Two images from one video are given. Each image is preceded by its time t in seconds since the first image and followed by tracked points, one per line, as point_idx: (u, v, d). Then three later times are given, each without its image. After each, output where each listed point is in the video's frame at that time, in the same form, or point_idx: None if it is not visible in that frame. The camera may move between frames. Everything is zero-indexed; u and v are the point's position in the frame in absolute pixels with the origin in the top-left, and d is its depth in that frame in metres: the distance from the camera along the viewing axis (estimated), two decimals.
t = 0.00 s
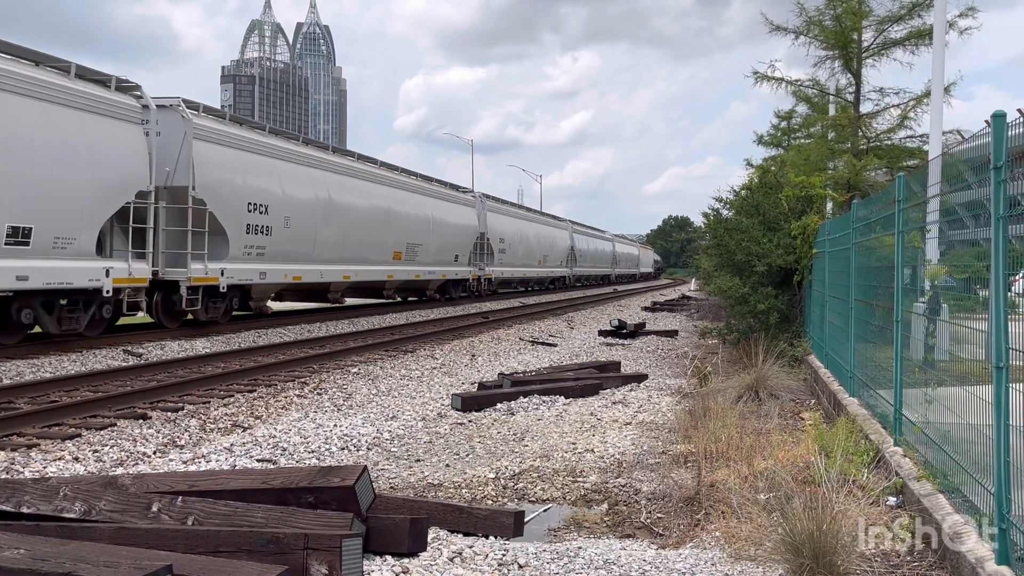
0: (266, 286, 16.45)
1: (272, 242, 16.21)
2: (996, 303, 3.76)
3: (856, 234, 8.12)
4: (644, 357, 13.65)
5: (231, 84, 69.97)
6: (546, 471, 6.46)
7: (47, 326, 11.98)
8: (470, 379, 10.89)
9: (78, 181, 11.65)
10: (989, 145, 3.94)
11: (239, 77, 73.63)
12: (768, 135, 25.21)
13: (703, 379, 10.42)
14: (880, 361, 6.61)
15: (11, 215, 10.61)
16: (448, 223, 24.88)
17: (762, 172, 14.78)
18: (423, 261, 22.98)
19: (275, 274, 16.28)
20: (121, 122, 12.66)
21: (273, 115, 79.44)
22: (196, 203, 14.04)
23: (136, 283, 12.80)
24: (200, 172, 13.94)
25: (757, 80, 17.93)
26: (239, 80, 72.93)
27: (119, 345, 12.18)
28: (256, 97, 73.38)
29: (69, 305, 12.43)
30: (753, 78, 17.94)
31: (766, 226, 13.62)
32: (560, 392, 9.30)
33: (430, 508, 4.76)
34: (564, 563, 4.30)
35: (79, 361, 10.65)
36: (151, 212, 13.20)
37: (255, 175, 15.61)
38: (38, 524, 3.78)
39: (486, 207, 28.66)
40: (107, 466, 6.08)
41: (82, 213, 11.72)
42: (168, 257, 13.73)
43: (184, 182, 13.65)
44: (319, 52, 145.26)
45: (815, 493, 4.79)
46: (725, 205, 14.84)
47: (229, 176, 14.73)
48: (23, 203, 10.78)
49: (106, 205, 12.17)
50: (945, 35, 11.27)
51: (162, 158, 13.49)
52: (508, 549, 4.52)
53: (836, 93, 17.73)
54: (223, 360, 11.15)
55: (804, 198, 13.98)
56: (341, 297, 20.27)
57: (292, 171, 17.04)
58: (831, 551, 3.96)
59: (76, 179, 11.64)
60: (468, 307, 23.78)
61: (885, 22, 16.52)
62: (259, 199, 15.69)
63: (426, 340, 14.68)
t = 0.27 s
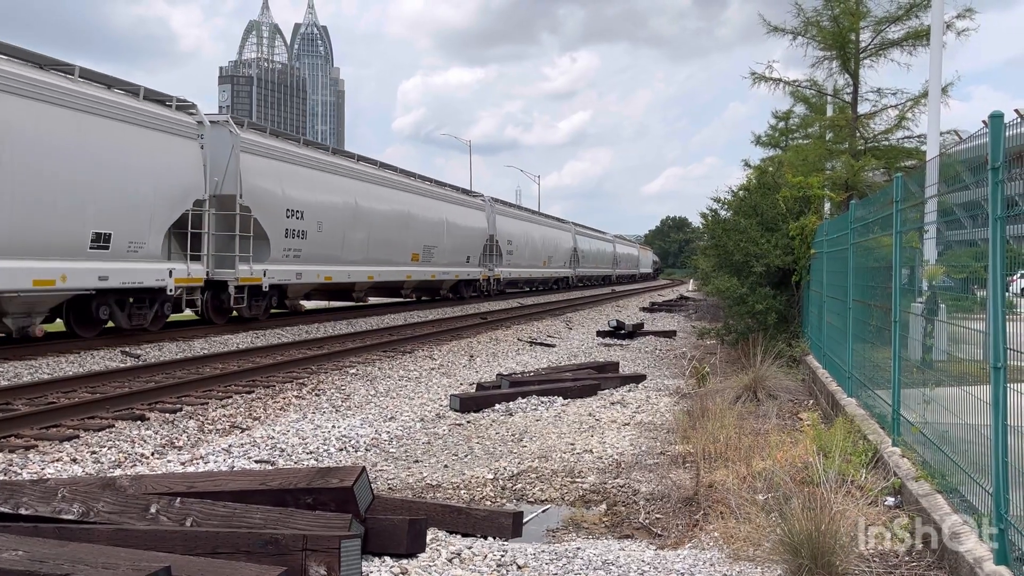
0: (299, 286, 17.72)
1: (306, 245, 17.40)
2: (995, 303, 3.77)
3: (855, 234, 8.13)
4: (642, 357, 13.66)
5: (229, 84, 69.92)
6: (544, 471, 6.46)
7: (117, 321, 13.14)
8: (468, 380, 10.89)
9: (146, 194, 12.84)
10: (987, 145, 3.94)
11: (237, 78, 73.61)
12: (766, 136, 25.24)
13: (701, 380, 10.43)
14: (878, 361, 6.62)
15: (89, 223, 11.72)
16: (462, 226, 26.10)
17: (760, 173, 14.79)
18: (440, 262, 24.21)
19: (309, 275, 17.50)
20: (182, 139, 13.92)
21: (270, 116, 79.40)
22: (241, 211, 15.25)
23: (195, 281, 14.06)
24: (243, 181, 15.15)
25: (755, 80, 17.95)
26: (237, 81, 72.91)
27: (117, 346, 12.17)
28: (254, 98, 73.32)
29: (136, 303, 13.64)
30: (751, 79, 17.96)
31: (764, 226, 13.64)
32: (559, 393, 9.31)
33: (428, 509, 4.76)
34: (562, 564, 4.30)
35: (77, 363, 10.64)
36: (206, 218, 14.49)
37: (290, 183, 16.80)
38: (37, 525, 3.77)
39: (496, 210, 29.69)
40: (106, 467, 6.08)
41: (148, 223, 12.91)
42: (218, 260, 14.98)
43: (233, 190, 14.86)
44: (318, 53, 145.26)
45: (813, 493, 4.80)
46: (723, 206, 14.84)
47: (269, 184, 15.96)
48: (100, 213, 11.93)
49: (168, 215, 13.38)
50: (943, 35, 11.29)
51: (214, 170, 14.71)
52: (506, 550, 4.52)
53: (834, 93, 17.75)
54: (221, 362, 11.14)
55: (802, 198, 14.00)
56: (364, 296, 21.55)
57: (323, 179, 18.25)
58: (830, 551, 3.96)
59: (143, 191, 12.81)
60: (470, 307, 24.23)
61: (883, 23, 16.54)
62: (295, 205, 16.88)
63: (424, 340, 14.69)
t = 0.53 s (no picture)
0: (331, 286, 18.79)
1: (337, 248, 18.41)
2: (992, 303, 3.78)
3: (852, 234, 8.13)
4: (640, 358, 13.66)
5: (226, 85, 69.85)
6: (543, 472, 6.46)
7: (173, 316, 14.21)
8: (467, 380, 10.90)
9: (200, 201, 14.06)
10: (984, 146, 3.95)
11: (235, 78, 73.56)
12: (763, 136, 25.28)
13: (699, 380, 10.44)
14: (876, 362, 6.63)
15: (155, 228, 12.96)
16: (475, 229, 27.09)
17: (758, 173, 14.80)
18: (456, 263, 25.20)
19: (340, 276, 18.53)
20: (229, 151, 15.10)
21: (268, 117, 79.35)
22: (280, 216, 16.32)
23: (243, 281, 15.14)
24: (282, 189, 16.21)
25: (752, 81, 17.97)
26: (234, 82, 72.89)
27: (114, 347, 12.15)
28: (252, 99, 73.26)
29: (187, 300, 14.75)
30: (748, 79, 17.99)
31: (762, 226, 13.64)
32: (557, 393, 9.31)
33: (426, 510, 4.76)
34: (560, 564, 4.31)
35: (75, 364, 10.63)
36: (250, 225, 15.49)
37: (322, 190, 17.82)
38: (34, 526, 3.77)
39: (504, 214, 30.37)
40: (104, 468, 6.07)
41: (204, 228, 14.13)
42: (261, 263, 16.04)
43: (273, 199, 15.94)
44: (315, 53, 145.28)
45: (811, 493, 4.80)
46: (721, 206, 14.84)
47: (305, 192, 16.98)
48: (165, 218, 13.19)
49: (220, 221, 14.59)
50: (940, 35, 11.30)
51: (257, 179, 15.78)
52: (504, 551, 4.52)
53: (831, 94, 17.77)
54: (219, 363, 11.13)
55: (800, 199, 14.02)
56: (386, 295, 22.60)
57: (351, 186, 19.27)
58: (827, 550, 3.96)
59: (198, 198, 14.01)
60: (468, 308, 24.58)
61: (880, 23, 16.56)
62: (328, 210, 17.88)
63: (422, 341, 14.70)
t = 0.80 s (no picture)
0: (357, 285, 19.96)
1: (363, 250, 19.53)
2: (989, 303, 3.78)
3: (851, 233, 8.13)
4: (639, 358, 13.66)
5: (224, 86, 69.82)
6: (542, 472, 6.46)
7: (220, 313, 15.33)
8: (466, 381, 10.89)
9: (249, 208, 15.15)
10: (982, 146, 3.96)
11: (233, 79, 73.56)
12: (762, 136, 25.27)
13: (698, 380, 10.44)
14: (874, 361, 6.63)
15: (210, 233, 14.06)
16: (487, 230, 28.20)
17: (756, 173, 14.80)
18: (469, 263, 26.28)
19: (366, 276, 19.66)
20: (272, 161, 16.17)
21: (266, 117, 79.31)
22: (314, 222, 17.27)
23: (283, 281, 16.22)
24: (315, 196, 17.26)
25: (750, 81, 17.98)
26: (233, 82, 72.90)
27: (112, 348, 12.14)
28: (250, 99, 73.23)
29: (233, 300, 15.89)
30: (746, 79, 18.00)
31: (761, 226, 13.64)
32: (555, 394, 9.31)
33: (425, 510, 4.76)
34: (559, 565, 4.30)
35: (73, 365, 10.62)
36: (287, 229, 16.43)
37: (350, 195, 18.87)
38: (32, 528, 3.76)
39: (514, 215, 31.33)
40: (102, 470, 6.07)
41: (251, 232, 15.22)
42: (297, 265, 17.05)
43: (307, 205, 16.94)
44: (314, 54, 145.30)
45: (810, 493, 4.80)
46: (720, 206, 14.84)
47: (335, 198, 18.05)
48: (218, 225, 14.28)
49: (265, 226, 15.68)
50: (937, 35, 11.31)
51: (294, 187, 16.76)
52: (503, 551, 4.52)
53: (830, 94, 17.77)
54: (217, 363, 11.12)
55: (798, 199, 14.03)
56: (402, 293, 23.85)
57: (376, 191, 20.32)
58: (826, 551, 3.96)
59: (246, 205, 15.09)
60: (468, 308, 24.73)
61: (878, 23, 16.57)
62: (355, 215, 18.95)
63: (421, 342, 14.70)
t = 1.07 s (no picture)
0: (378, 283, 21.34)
1: (384, 251, 20.89)
2: (989, 301, 3.78)
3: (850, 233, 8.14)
4: (639, 357, 13.64)
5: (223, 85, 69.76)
6: (541, 472, 6.46)
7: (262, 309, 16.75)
8: (465, 380, 10.89)
9: (287, 213, 16.51)
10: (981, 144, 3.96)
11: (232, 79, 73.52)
12: (761, 135, 25.27)
13: (697, 380, 10.43)
14: (873, 360, 6.63)
15: (254, 237, 15.44)
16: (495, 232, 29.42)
17: (755, 172, 14.79)
18: (479, 264, 27.60)
19: (386, 275, 21.04)
20: (306, 170, 17.48)
21: (265, 117, 79.26)
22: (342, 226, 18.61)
23: (317, 280, 17.64)
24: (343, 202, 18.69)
25: (749, 80, 17.98)
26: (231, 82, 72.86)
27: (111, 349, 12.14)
28: (248, 99, 73.18)
29: (272, 297, 17.34)
30: (745, 78, 18.01)
31: (760, 225, 13.64)
32: (555, 393, 9.31)
33: (425, 510, 4.76)
34: (559, 564, 4.30)
35: (72, 365, 10.61)
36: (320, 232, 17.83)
37: (373, 200, 20.24)
38: (32, 529, 3.76)
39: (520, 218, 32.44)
40: (102, 470, 6.06)
41: (289, 236, 16.62)
42: (327, 264, 18.44)
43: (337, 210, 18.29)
44: (313, 54, 145.34)
45: (809, 492, 4.80)
46: (719, 206, 14.84)
47: (360, 202, 19.46)
48: (261, 229, 15.66)
49: (301, 230, 17.08)
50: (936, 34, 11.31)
51: (325, 193, 18.17)
52: (503, 551, 4.52)
53: (828, 93, 17.77)
54: (217, 363, 11.11)
55: (797, 198, 14.03)
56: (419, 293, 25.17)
57: (395, 196, 21.71)
58: (825, 549, 3.96)
59: (283, 211, 16.43)
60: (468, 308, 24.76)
61: (877, 22, 16.57)
62: (377, 219, 20.28)
63: (421, 341, 14.70)
